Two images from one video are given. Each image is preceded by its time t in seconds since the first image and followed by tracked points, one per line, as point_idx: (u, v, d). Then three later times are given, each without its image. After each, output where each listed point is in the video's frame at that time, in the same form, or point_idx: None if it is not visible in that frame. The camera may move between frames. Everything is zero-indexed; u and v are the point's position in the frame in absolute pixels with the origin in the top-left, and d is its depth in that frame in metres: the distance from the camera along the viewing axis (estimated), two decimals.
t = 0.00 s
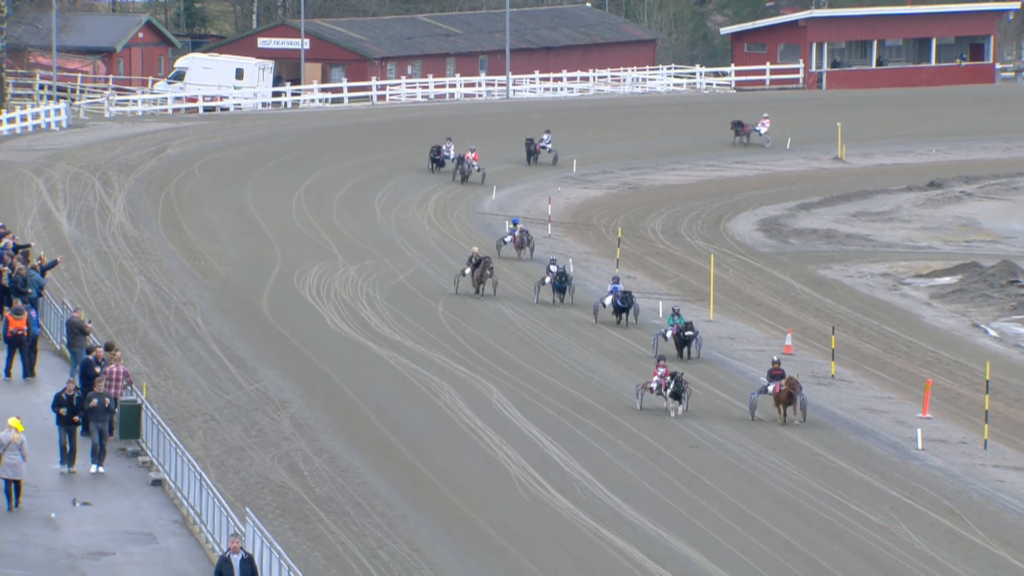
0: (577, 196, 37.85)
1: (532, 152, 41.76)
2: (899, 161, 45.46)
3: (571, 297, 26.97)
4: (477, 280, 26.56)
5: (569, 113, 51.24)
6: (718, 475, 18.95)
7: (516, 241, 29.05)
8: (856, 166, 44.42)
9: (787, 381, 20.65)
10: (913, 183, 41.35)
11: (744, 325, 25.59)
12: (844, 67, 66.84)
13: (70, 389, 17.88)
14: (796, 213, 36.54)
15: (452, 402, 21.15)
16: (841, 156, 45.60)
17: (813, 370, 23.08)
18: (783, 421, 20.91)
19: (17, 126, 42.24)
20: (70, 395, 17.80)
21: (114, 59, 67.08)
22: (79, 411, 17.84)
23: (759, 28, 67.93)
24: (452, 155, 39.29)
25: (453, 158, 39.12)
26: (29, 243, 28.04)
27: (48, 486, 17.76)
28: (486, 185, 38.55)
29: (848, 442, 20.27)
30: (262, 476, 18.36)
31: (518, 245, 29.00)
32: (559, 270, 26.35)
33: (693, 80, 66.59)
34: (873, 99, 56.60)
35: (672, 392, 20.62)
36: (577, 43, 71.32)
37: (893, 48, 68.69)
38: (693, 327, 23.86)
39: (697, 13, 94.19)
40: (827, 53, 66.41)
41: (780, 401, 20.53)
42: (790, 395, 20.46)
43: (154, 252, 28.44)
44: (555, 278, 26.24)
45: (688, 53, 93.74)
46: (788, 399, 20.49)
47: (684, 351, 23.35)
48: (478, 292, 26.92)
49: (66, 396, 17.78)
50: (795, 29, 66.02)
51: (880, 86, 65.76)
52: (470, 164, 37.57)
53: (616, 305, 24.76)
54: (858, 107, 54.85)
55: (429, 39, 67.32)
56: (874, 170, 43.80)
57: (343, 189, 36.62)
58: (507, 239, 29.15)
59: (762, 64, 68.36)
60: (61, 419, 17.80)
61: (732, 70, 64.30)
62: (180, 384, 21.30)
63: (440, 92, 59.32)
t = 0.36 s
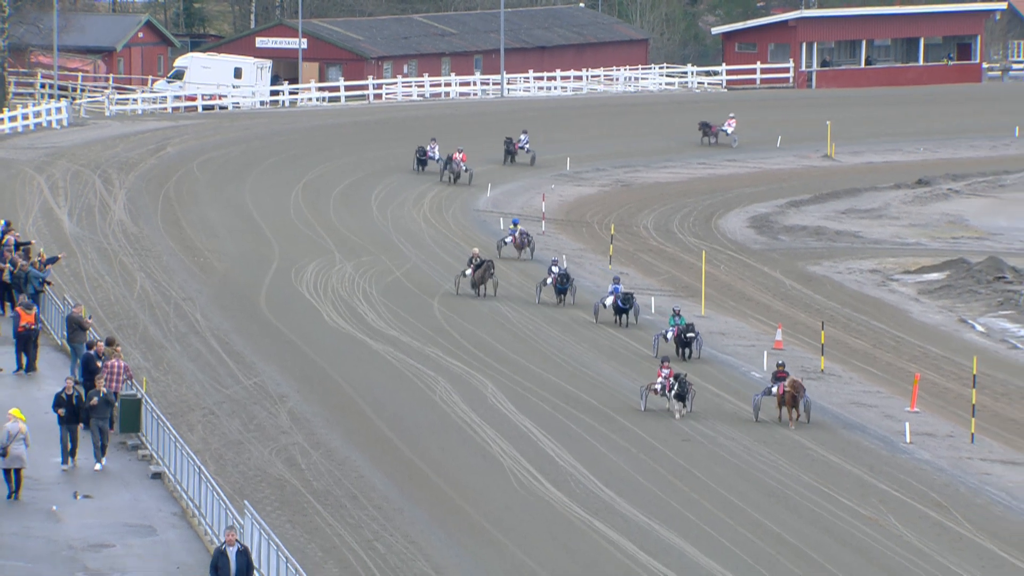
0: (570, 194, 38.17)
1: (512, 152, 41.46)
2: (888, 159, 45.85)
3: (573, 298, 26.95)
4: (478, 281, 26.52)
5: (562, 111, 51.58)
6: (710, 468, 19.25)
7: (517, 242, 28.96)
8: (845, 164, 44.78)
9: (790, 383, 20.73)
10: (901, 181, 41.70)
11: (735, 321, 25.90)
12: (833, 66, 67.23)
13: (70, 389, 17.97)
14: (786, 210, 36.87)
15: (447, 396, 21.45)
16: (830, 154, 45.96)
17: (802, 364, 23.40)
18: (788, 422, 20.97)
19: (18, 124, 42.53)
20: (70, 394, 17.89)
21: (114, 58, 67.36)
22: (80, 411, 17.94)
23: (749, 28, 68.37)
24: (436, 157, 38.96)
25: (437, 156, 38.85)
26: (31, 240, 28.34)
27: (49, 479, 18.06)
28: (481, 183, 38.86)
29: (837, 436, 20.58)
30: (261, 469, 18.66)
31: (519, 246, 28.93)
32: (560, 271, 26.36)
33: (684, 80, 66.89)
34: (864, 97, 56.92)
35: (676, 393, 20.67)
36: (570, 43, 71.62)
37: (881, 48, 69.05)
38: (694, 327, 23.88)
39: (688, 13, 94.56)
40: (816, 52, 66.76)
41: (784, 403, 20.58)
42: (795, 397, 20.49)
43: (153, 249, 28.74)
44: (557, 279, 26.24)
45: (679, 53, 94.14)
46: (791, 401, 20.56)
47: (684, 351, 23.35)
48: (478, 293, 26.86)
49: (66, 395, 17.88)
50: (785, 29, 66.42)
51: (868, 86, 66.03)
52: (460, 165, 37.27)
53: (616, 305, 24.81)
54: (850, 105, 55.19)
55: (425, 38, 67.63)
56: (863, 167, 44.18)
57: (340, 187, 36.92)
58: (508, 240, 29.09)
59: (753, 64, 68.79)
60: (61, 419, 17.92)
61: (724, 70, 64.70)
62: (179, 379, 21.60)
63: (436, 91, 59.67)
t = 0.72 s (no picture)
0: (565, 191, 38.49)
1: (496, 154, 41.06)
2: (878, 157, 46.22)
3: (575, 298, 26.93)
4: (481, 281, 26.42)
5: (558, 110, 51.92)
6: (703, 462, 19.57)
7: (518, 242, 29.05)
8: (836, 162, 45.13)
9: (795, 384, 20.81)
10: (892, 178, 42.04)
11: (727, 316, 26.23)
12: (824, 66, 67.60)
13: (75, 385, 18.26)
14: (778, 207, 37.19)
15: (443, 391, 21.76)
16: (821, 152, 46.31)
17: (793, 359, 23.73)
18: (793, 424, 21.05)
19: (21, 122, 42.83)
20: (74, 390, 18.19)
21: (115, 58, 67.68)
22: (83, 407, 18.27)
23: (740, 28, 68.80)
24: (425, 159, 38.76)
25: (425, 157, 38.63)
26: (34, 237, 28.65)
27: (52, 473, 18.37)
28: (477, 180, 39.17)
29: (827, 430, 20.91)
30: (260, 463, 18.96)
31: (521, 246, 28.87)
32: (562, 271, 26.34)
33: (678, 80, 67.27)
34: (857, 96, 57.25)
35: (681, 395, 20.74)
36: (565, 43, 71.93)
37: (872, 47, 69.41)
38: (696, 327, 23.92)
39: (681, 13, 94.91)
40: (808, 52, 67.16)
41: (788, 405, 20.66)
42: (799, 398, 20.57)
43: (154, 246, 29.04)
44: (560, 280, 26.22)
45: (672, 53, 94.55)
46: (796, 401, 20.66)
47: (687, 351, 23.37)
48: (481, 294, 26.75)
49: (71, 391, 18.18)
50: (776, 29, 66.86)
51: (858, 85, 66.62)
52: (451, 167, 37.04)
53: (618, 305, 24.90)
54: (842, 104, 55.55)
55: (422, 38, 67.98)
56: (855, 165, 44.53)
57: (338, 185, 37.22)
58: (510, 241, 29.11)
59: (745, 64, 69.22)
60: (66, 415, 18.20)
61: (716, 69, 65.06)
62: (179, 373, 21.91)
63: (433, 90, 60.02)
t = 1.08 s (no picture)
0: (560, 189, 38.78)
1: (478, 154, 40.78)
2: (869, 156, 46.54)
3: (577, 300, 26.97)
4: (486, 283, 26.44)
5: (553, 109, 52.22)
6: (697, 456, 19.85)
7: (520, 244, 29.09)
8: (827, 160, 45.45)
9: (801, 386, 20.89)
10: (883, 176, 42.35)
11: (720, 312, 26.53)
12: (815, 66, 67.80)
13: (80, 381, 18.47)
14: (770, 205, 37.47)
15: (440, 386, 22.05)
16: (813, 150, 46.62)
17: (786, 356, 24.04)
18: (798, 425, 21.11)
19: (23, 121, 43.09)
20: (81, 385, 18.40)
21: (116, 57, 67.91)
22: (87, 403, 18.50)
23: (733, 28, 69.14)
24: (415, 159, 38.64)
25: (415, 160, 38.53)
26: (36, 235, 28.91)
27: (54, 467, 18.66)
28: (473, 178, 39.45)
29: (818, 424, 21.20)
30: (260, 457, 19.25)
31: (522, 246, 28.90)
32: (564, 273, 26.38)
33: (671, 80, 67.59)
34: (850, 96, 57.52)
35: (686, 397, 20.85)
36: (560, 43, 72.18)
37: (862, 47, 69.65)
38: (699, 328, 23.97)
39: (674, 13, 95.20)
40: (799, 52, 67.44)
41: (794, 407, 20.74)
42: (805, 400, 20.64)
43: (155, 243, 29.31)
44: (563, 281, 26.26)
45: (665, 53, 94.89)
46: (802, 403, 20.75)
47: (690, 353, 23.41)
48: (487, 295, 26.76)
49: (77, 386, 18.39)
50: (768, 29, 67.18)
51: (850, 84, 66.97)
52: (442, 167, 36.85)
53: (622, 305, 24.98)
54: (834, 103, 55.85)
55: (419, 38, 68.25)
56: (847, 163, 44.85)
57: (336, 182, 37.50)
58: (512, 242, 29.20)
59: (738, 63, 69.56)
60: (71, 410, 18.40)
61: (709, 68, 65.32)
62: (180, 369, 22.20)
63: (430, 89, 60.28)
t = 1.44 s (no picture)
0: (553, 187, 39.04)
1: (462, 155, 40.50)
2: (858, 154, 46.84)
3: (578, 302, 26.90)
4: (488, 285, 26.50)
5: (546, 108, 52.49)
6: (687, 451, 20.11)
7: (520, 244, 29.16)
8: (817, 158, 45.75)
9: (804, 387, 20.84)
10: (872, 174, 42.64)
11: (711, 309, 26.80)
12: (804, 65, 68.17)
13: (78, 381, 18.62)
14: (760, 203, 37.74)
15: (434, 382, 22.31)
16: (802, 149, 46.91)
17: (776, 351, 24.32)
18: (802, 428, 21.03)
19: (21, 120, 43.33)
20: (78, 385, 18.56)
21: (114, 57, 68.17)
22: (85, 402, 18.64)
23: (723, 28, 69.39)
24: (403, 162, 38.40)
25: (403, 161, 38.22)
26: (35, 232, 29.15)
27: (52, 461, 18.91)
28: (467, 177, 39.71)
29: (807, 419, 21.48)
30: (255, 452, 19.49)
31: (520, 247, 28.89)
32: (565, 275, 26.35)
33: (663, 79, 67.88)
34: (841, 95, 57.80)
35: (689, 400, 20.78)
36: (552, 43, 72.44)
37: (851, 47, 69.86)
38: (699, 330, 23.98)
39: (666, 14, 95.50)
40: (789, 52, 67.80)
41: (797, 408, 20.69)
42: (807, 402, 20.60)
43: (152, 240, 29.56)
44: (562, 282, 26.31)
45: (656, 53, 95.24)
46: (804, 404, 20.70)
47: (690, 354, 23.39)
48: (490, 297, 26.83)
49: (74, 387, 18.54)
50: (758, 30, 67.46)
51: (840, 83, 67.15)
52: (432, 168, 36.57)
53: (622, 306, 25.01)
54: (825, 102, 56.17)
55: (413, 38, 68.49)
56: (836, 162, 45.13)
57: (331, 180, 37.77)
58: (511, 243, 29.15)
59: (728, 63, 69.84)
60: (69, 409, 18.55)
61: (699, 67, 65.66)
62: (177, 364, 22.45)
63: (424, 88, 60.54)
